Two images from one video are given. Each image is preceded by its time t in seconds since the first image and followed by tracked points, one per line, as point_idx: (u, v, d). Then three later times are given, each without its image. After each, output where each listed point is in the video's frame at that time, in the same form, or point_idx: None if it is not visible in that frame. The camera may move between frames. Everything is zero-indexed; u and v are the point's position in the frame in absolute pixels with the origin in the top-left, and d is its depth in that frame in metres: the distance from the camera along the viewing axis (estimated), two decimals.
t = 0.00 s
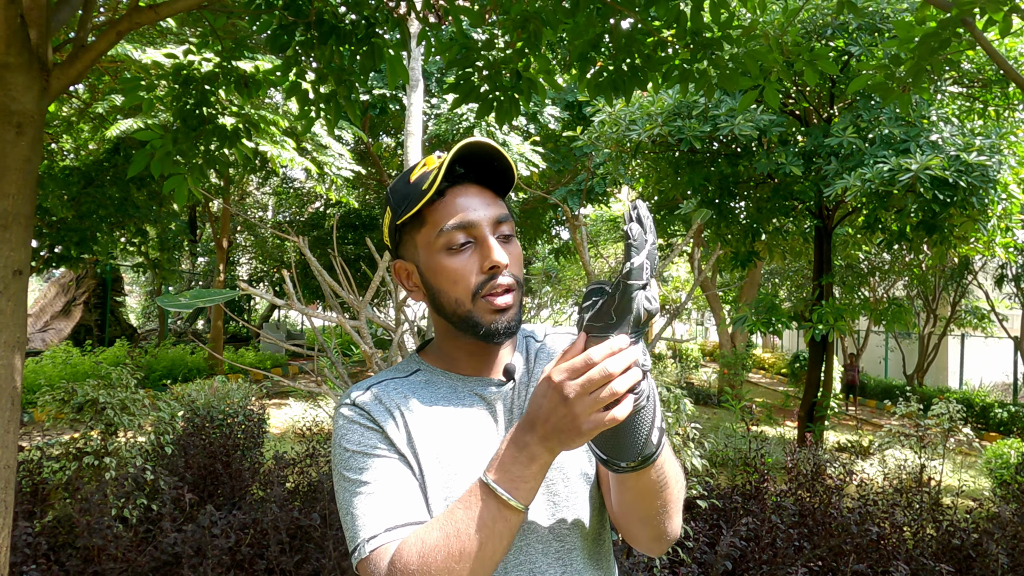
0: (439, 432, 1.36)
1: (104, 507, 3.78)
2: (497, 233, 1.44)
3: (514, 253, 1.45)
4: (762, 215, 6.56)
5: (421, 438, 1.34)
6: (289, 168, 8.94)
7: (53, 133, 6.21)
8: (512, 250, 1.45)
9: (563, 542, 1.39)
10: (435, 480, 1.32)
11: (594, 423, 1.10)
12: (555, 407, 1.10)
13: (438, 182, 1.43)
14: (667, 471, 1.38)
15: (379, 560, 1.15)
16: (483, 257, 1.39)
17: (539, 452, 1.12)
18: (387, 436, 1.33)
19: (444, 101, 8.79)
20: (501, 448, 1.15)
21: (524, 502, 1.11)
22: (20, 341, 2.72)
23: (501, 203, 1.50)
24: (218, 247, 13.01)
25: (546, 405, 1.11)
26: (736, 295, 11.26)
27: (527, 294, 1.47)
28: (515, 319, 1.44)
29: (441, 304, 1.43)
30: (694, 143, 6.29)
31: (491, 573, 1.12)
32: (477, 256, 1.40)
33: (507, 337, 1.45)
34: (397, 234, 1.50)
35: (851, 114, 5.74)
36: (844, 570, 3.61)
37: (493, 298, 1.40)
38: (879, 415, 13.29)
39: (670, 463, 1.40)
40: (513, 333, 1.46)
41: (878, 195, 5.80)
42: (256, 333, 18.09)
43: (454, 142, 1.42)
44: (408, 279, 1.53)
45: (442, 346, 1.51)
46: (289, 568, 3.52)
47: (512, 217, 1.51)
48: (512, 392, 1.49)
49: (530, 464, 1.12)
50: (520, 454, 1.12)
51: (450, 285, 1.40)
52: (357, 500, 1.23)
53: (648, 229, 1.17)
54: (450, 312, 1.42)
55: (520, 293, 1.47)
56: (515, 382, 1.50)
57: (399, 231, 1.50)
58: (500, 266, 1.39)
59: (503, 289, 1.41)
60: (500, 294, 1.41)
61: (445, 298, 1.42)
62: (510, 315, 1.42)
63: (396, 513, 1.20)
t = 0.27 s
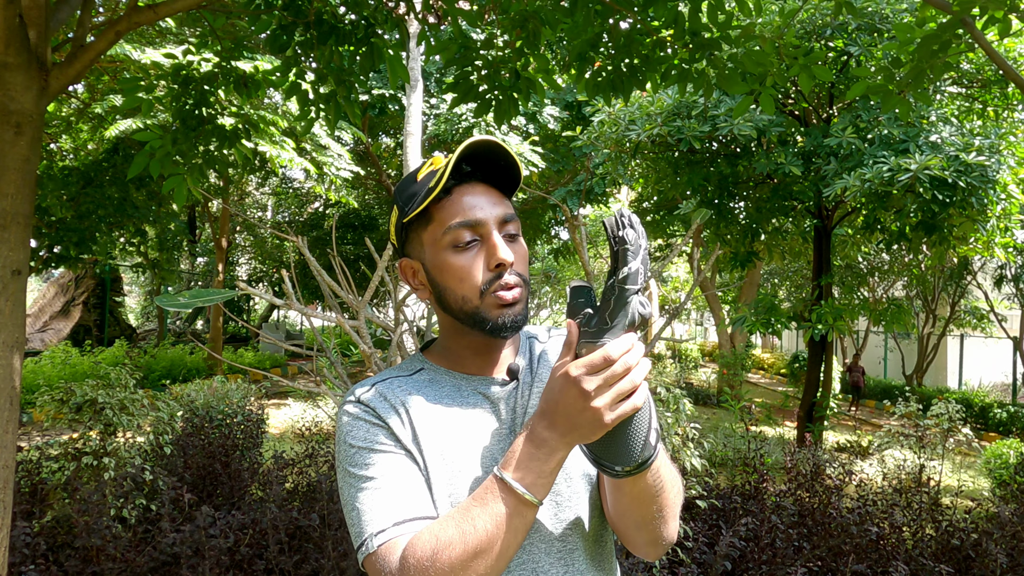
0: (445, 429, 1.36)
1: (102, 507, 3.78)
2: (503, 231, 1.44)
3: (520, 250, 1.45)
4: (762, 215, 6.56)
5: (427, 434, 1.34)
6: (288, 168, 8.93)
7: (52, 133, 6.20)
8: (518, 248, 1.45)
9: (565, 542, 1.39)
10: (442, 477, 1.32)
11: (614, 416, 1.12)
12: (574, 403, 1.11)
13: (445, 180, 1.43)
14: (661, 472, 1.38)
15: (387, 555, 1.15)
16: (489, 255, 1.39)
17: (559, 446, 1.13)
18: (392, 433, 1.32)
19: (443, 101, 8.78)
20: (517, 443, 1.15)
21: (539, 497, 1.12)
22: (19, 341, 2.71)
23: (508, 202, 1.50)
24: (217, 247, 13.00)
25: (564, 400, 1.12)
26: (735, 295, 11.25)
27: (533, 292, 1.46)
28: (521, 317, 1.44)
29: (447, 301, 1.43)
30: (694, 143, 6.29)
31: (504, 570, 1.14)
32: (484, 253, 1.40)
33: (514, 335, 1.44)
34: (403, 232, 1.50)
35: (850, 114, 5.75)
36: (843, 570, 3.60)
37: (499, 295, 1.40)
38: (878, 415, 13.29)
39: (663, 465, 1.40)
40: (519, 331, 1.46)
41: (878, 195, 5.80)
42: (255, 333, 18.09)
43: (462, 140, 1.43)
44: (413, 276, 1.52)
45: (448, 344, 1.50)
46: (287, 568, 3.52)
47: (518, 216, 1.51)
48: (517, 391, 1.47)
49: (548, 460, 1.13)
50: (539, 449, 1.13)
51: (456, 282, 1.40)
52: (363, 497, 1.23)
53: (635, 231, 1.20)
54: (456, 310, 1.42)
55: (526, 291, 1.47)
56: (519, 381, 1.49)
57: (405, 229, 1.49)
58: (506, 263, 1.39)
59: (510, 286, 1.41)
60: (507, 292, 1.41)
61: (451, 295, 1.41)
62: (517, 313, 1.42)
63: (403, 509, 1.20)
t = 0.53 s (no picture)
0: (446, 432, 1.35)
1: (101, 508, 3.77)
2: (507, 232, 1.45)
3: (523, 252, 1.46)
4: (761, 216, 6.57)
5: (429, 437, 1.33)
6: (287, 168, 8.93)
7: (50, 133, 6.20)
8: (522, 250, 1.45)
9: (565, 544, 1.39)
10: (444, 480, 1.31)
11: (619, 423, 1.14)
12: (579, 412, 1.11)
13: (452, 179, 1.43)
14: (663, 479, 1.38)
15: (390, 561, 1.15)
16: (493, 255, 1.39)
17: (562, 453, 1.14)
18: (393, 435, 1.31)
19: (442, 101, 8.78)
20: (519, 450, 1.15)
21: (541, 504, 1.13)
22: (17, 342, 2.71)
23: (512, 203, 1.51)
24: (216, 247, 12.99)
25: (569, 409, 1.12)
26: (734, 295, 11.26)
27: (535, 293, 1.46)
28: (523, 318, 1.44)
29: (450, 300, 1.43)
30: (693, 144, 6.29)
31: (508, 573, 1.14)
32: (488, 253, 1.40)
33: (515, 336, 1.44)
34: (407, 230, 1.49)
35: (849, 115, 5.76)
36: (842, 570, 3.60)
37: (502, 296, 1.40)
38: (877, 415, 13.30)
39: (666, 473, 1.40)
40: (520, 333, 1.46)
41: (877, 195, 5.81)
42: (254, 334, 18.09)
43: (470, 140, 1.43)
44: (415, 275, 1.52)
45: (449, 345, 1.50)
46: (286, 569, 3.51)
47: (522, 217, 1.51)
48: (518, 392, 1.47)
49: (551, 467, 1.14)
50: (542, 457, 1.14)
51: (459, 281, 1.40)
52: (365, 501, 1.22)
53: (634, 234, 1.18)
54: (458, 310, 1.42)
55: (528, 293, 1.47)
56: (520, 383, 1.48)
57: (409, 227, 1.49)
58: (510, 264, 1.39)
59: (512, 287, 1.41)
60: (509, 292, 1.41)
61: (454, 294, 1.41)
62: (519, 314, 1.42)
63: (405, 514, 1.20)
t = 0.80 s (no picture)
0: (446, 433, 1.35)
1: (99, 508, 3.77)
2: (503, 226, 1.45)
3: (520, 246, 1.45)
4: (759, 216, 6.58)
5: (428, 438, 1.33)
6: (286, 169, 8.92)
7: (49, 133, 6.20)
8: (518, 244, 1.45)
9: (566, 546, 1.39)
10: (443, 483, 1.31)
11: (626, 432, 1.14)
12: (589, 420, 1.11)
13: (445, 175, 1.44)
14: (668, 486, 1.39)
15: (389, 565, 1.15)
16: (490, 249, 1.39)
17: (565, 459, 1.13)
18: (393, 438, 1.31)
19: (441, 101, 8.79)
20: (521, 454, 1.14)
21: (541, 510, 1.12)
22: (15, 342, 2.70)
23: (507, 198, 1.51)
24: (215, 247, 12.98)
25: (578, 417, 1.11)
26: (733, 296, 11.26)
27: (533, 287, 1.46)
28: (522, 312, 1.43)
29: (447, 297, 1.42)
30: (692, 144, 6.30)
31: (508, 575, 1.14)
32: (484, 248, 1.40)
33: (514, 331, 1.43)
34: (402, 230, 1.49)
35: (847, 115, 5.77)
36: (841, 570, 3.60)
37: (500, 290, 1.39)
38: (875, 415, 13.31)
39: (670, 481, 1.40)
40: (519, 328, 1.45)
41: (875, 195, 5.81)
42: (253, 334, 18.08)
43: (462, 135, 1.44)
44: (412, 275, 1.51)
45: (449, 344, 1.49)
46: (285, 570, 3.51)
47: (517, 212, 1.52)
48: (517, 393, 1.47)
49: (553, 472, 1.13)
50: (546, 463, 1.13)
51: (456, 276, 1.39)
52: (364, 504, 1.22)
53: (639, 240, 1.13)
54: (456, 306, 1.41)
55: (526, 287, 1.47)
56: (519, 384, 1.48)
57: (404, 227, 1.49)
58: (506, 257, 1.39)
59: (510, 281, 1.41)
60: (507, 286, 1.40)
61: (451, 290, 1.41)
62: (517, 308, 1.41)
63: (404, 518, 1.20)
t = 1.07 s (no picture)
0: (445, 432, 1.35)
1: (98, 509, 3.76)
2: (504, 227, 1.45)
3: (519, 247, 1.46)
4: (758, 216, 6.58)
5: (427, 438, 1.32)
6: (285, 169, 8.92)
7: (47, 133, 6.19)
8: (518, 245, 1.45)
9: (568, 546, 1.39)
10: (442, 483, 1.31)
11: (633, 433, 1.14)
12: (595, 422, 1.11)
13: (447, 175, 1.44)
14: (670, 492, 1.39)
15: (389, 565, 1.15)
16: (491, 249, 1.39)
17: (570, 461, 1.13)
18: (392, 438, 1.30)
19: (439, 101, 8.79)
20: (525, 457, 1.14)
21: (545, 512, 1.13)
22: (13, 342, 2.69)
23: (507, 199, 1.51)
24: (213, 248, 12.97)
25: (584, 418, 1.11)
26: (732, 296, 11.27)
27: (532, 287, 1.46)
28: (521, 313, 1.43)
29: (447, 297, 1.42)
30: (690, 144, 6.30)
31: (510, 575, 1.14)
32: (485, 248, 1.40)
33: (514, 332, 1.43)
34: (401, 229, 1.49)
35: (846, 115, 5.77)
36: (840, 570, 3.60)
37: (500, 290, 1.39)
38: (874, 415, 13.33)
39: (673, 483, 1.40)
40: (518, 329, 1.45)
41: (873, 195, 5.81)
42: (252, 334, 18.07)
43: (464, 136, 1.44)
44: (411, 275, 1.51)
45: (447, 344, 1.49)
46: (284, 570, 3.51)
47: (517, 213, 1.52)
48: (516, 393, 1.47)
49: (558, 473, 1.13)
50: (551, 464, 1.13)
51: (457, 277, 1.39)
52: (364, 505, 1.22)
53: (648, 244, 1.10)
54: (456, 306, 1.41)
55: (525, 287, 1.47)
56: (518, 383, 1.48)
57: (404, 226, 1.48)
58: (507, 258, 1.39)
59: (510, 282, 1.41)
60: (507, 287, 1.40)
61: (451, 290, 1.41)
62: (517, 308, 1.41)
63: (404, 518, 1.20)
